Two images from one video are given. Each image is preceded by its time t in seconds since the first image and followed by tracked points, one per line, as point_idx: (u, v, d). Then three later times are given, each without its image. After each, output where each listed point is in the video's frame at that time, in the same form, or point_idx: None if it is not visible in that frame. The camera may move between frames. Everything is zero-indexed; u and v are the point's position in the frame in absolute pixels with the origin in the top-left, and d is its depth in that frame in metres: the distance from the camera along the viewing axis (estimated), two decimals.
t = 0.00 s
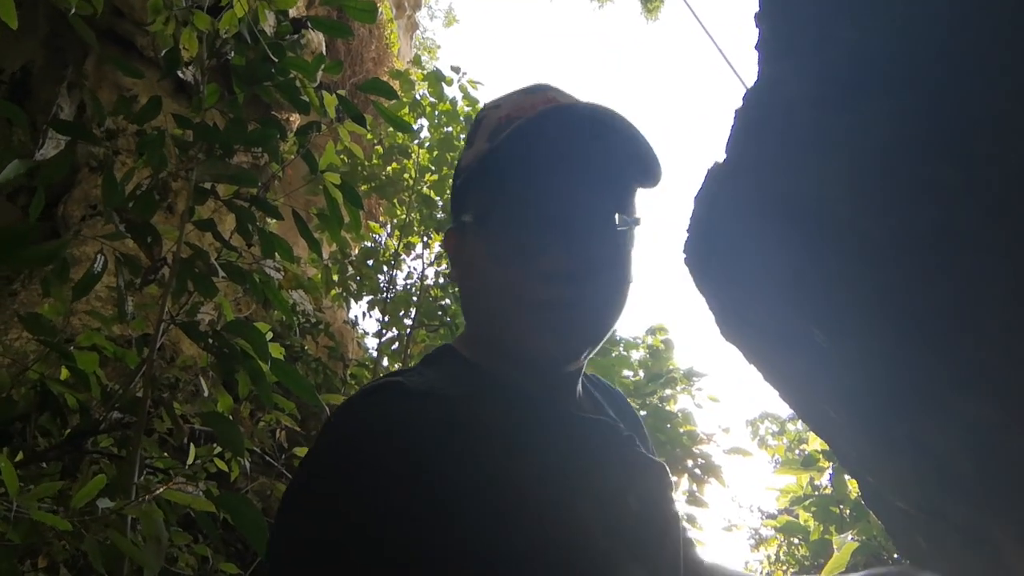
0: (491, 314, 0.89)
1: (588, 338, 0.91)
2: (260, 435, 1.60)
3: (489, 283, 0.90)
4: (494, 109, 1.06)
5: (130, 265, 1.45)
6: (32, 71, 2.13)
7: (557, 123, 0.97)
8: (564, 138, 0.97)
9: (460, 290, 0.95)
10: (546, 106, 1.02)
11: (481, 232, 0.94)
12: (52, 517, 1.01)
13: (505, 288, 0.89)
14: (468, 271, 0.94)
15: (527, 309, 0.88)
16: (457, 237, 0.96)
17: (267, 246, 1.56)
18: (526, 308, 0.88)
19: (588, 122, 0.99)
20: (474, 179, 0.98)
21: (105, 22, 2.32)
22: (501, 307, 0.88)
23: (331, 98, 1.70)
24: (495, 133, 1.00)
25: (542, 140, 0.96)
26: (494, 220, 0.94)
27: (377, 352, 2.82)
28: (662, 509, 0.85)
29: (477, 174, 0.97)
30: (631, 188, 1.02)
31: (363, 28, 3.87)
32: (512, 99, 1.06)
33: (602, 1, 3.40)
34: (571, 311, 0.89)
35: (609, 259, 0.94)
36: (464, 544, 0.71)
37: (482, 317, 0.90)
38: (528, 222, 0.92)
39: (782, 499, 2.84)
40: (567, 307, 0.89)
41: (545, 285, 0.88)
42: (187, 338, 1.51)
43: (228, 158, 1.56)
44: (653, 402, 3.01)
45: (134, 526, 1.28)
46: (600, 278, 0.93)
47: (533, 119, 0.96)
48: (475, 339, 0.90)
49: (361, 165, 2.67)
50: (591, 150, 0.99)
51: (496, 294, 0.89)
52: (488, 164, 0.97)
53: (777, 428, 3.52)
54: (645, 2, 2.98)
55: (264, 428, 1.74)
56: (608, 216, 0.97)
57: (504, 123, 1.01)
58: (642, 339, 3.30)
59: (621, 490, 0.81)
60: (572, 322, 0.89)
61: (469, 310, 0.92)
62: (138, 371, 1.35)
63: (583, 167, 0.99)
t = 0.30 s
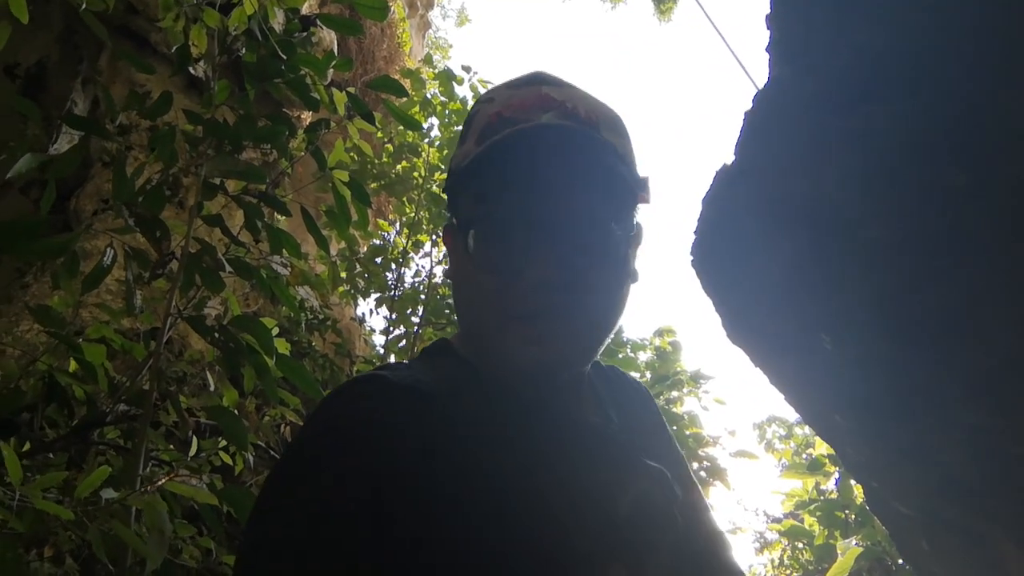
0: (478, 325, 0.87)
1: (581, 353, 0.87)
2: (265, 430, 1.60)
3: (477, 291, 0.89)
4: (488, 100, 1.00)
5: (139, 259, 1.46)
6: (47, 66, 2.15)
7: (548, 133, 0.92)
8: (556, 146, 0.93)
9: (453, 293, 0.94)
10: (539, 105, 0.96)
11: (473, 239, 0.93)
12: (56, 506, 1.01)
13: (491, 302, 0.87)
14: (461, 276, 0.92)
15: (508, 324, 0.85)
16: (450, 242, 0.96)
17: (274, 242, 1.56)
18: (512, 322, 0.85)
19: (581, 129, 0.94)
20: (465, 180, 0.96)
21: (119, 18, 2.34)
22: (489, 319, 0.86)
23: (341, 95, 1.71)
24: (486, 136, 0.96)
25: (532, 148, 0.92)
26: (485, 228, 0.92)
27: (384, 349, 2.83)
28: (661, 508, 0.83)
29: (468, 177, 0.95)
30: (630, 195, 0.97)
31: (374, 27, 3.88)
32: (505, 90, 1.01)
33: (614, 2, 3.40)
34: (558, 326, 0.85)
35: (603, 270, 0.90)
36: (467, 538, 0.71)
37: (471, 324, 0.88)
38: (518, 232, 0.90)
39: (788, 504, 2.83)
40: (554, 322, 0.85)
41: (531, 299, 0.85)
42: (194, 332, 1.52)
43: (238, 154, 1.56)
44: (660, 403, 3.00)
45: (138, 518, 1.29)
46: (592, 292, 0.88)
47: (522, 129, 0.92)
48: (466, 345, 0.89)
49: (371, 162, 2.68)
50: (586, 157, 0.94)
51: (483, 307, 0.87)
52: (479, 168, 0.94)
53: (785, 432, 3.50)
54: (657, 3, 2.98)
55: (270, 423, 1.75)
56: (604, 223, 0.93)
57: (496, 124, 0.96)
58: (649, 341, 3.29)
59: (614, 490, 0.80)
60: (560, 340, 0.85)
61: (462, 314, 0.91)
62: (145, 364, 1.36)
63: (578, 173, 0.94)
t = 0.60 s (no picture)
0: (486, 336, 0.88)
1: (586, 369, 0.88)
2: (274, 430, 1.61)
3: (485, 299, 0.89)
4: (509, 114, 1.03)
5: (152, 259, 1.47)
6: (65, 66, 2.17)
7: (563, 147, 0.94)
8: (569, 163, 0.94)
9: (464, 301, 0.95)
10: (558, 120, 0.99)
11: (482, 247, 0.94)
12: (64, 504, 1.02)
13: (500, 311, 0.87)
14: (471, 284, 0.93)
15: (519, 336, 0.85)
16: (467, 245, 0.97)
17: (285, 243, 1.57)
18: (520, 333, 0.85)
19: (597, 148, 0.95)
20: (479, 190, 0.97)
21: (136, 19, 2.36)
22: (496, 329, 0.87)
23: (353, 97, 1.71)
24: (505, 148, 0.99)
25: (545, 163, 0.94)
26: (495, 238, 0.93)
27: (394, 349, 2.84)
28: (667, 528, 0.84)
29: (481, 187, 0.97)
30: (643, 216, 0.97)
31: (388, 27, 3.89)
32: (527, 105, 1.03)
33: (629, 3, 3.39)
34: (564, 340, 0.86)
35: (611, 287, 0.91)
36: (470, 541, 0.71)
37: (480, 333, 0.89)
38: (527, 244, 0.91)
39: (800, 510, 2.80)
40: (561, 335, 0.86)
41: (538, 312, 0.86)
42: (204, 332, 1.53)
43: (249, 155, 1.57)
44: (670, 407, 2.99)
45: (147, 516, 1.30)
46: (599, 308, 0.89)
47: (540, 143, 0.94)
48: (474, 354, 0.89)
49: (383, 163, 2.69)
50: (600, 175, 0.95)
51: (491, 317, 0.88)
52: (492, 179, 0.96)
53: (797, 437, 3.47)
54: (672, 4, 2.97)
55: (279, 423, 1.76)
56: (614, 242, 0.94)
57: (516, 137, 0.99)
58: (660, 344, 3.28)
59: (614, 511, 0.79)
60: (565, 354, 0.86)
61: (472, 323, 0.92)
62: (156, 363, 1.37)
63: (590, 191, 0.95)
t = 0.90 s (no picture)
0: (512, 343, 0.85)
1: (613, 382, 0.86)
2: (283, 429, 1.61)
3: (511, 305, 0.87)
4: (545, 120, 1.00)
5: (160, 258, 1.47)
6: (78, 67, 2.19)
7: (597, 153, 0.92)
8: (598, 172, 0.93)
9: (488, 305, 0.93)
10: (595, 129, 0.95)
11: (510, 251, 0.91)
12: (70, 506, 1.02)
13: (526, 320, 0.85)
14: (497, 289, 0.91)
15: (551, 348, 0.83)
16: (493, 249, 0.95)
17: (293, 242, 1.57)
18: (548, 343, 0.83)
19: (629, 156, 0.93)
20: (507, 195, 0.94)
21: (146, 19, 2.37)
22: (524, 336, 0.84)
23: (359, 95, 1.71)
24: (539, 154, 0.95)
25: (575, 171, 0.92)
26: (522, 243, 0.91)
27: (406, 346, 2.84)
28: (685, 542, 0.80)
29: (510, 194, 0.94)
30: (674, 229, 0.95)
31: (397, 24, 3.89)
32: (564, 111, 1.00)
33: None
34: (592, 350, 0.84)
35: (639, 299, 0.88)
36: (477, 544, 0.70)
37: (504, 340, 0.86)
38: (554, 250, 0.89)
39: (814, 508, 2.77)
40: (589, 346, 0.84)
41: (566, 320, 0.83)
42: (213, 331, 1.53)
43: (257, 154, 1.57)
44: (683, 403, 2.97)
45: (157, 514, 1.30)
46: (627, 320, 0.87)
47: (575, 149, 0.92)
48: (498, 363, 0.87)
49: (393, 161, 2.70)
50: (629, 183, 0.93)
51: (519, 325, 0.85)
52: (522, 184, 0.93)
53: (812, 433, 3.43)
54: None
55: (289, 421, 1.76)
56: (643, 253, 0.91)
57: (551, 143, 0.95)
58: (673, 340, 3.25)
59: (618, 526, 0.77)
60: (593, 365, 0.84)
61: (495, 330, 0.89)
62: (165, 362, 1.37)
63: (619, 198, 0.93)
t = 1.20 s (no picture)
0: (561, 338, 0.87)
1: (650, 381, 0.88)
2: (295, 425, 1.61)
3: (563, 299, 0.88)
4: (601, 117, 1.01)
5: (168, 257, 1.48)
6: (82, 68, 2.19)
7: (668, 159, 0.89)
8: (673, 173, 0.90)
9: (527, 294, 0.94)
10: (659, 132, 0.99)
11: (559, 244, 0.91)
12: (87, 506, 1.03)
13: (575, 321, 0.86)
14: (536, 283, 0.92)
15: (604, 346, 0.84)
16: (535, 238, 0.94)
17: (299, 238, 1.57)
18: (601, 341, 0.85)
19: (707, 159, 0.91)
20: (557, 186, 0.94)
21: (147, 19, 2.37)
22: (571, 333, 0.86)
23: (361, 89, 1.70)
24: (598, 150, 0.97)
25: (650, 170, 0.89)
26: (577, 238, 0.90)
27: (415, 339, 2.84)
28: (698, 533, 0.81)
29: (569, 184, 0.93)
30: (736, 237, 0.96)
31: (399, 17, 3.87)
32: (621, 111, 1.01)
33: None
34: (640, 352, 0.85)
35: (686, 303, 0.89)
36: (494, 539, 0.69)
37: (545, 335, 0.88)
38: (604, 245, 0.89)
39: (828, 492, 2.76)
40: (638, 346, 0.85)
41: (617, 321, 0.85)
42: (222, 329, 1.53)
43: (262, 151, 1.57)
44: (694, 390, 2.96)
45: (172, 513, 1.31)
46: (674, 325, 0.88)
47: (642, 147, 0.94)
48: (537, 357, 0.89)
49: (398, 154, 2.71)
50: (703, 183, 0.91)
51: (569, 323, 0.86)
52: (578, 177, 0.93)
53: (824, 417, 3.41)
54: None
55: (300, 417, 1.76)
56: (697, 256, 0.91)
57: (611, 140, 0.97)
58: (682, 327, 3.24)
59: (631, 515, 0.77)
60: (639, 365, 0.86)
61: (531, 323, 0.91)
62: (176, 361, 1.37)
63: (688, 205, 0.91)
